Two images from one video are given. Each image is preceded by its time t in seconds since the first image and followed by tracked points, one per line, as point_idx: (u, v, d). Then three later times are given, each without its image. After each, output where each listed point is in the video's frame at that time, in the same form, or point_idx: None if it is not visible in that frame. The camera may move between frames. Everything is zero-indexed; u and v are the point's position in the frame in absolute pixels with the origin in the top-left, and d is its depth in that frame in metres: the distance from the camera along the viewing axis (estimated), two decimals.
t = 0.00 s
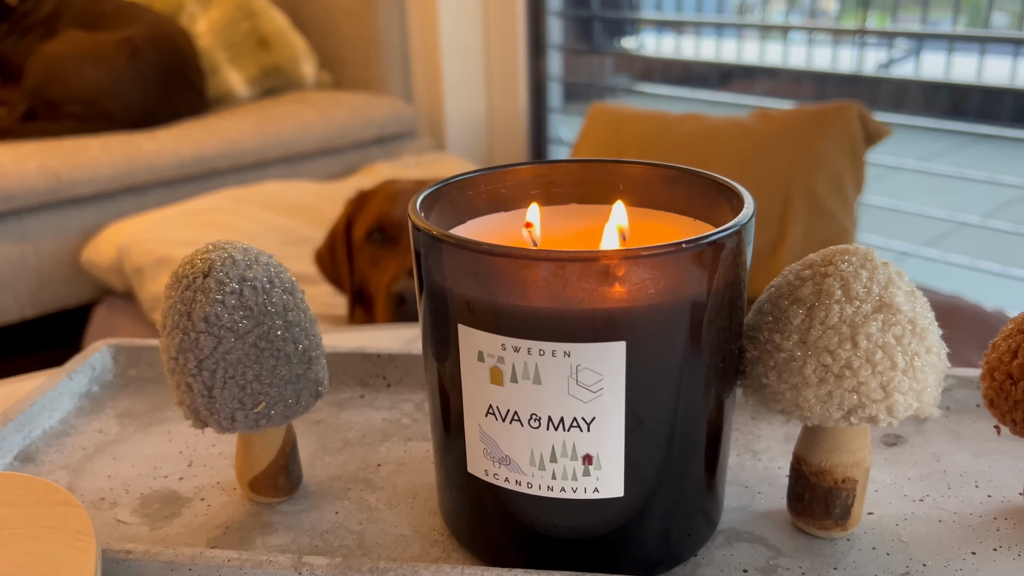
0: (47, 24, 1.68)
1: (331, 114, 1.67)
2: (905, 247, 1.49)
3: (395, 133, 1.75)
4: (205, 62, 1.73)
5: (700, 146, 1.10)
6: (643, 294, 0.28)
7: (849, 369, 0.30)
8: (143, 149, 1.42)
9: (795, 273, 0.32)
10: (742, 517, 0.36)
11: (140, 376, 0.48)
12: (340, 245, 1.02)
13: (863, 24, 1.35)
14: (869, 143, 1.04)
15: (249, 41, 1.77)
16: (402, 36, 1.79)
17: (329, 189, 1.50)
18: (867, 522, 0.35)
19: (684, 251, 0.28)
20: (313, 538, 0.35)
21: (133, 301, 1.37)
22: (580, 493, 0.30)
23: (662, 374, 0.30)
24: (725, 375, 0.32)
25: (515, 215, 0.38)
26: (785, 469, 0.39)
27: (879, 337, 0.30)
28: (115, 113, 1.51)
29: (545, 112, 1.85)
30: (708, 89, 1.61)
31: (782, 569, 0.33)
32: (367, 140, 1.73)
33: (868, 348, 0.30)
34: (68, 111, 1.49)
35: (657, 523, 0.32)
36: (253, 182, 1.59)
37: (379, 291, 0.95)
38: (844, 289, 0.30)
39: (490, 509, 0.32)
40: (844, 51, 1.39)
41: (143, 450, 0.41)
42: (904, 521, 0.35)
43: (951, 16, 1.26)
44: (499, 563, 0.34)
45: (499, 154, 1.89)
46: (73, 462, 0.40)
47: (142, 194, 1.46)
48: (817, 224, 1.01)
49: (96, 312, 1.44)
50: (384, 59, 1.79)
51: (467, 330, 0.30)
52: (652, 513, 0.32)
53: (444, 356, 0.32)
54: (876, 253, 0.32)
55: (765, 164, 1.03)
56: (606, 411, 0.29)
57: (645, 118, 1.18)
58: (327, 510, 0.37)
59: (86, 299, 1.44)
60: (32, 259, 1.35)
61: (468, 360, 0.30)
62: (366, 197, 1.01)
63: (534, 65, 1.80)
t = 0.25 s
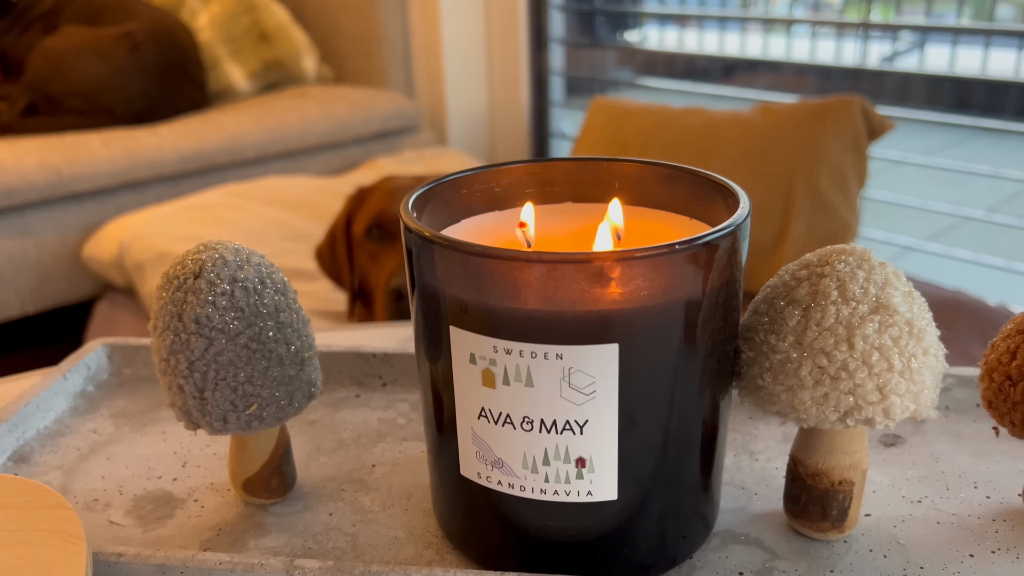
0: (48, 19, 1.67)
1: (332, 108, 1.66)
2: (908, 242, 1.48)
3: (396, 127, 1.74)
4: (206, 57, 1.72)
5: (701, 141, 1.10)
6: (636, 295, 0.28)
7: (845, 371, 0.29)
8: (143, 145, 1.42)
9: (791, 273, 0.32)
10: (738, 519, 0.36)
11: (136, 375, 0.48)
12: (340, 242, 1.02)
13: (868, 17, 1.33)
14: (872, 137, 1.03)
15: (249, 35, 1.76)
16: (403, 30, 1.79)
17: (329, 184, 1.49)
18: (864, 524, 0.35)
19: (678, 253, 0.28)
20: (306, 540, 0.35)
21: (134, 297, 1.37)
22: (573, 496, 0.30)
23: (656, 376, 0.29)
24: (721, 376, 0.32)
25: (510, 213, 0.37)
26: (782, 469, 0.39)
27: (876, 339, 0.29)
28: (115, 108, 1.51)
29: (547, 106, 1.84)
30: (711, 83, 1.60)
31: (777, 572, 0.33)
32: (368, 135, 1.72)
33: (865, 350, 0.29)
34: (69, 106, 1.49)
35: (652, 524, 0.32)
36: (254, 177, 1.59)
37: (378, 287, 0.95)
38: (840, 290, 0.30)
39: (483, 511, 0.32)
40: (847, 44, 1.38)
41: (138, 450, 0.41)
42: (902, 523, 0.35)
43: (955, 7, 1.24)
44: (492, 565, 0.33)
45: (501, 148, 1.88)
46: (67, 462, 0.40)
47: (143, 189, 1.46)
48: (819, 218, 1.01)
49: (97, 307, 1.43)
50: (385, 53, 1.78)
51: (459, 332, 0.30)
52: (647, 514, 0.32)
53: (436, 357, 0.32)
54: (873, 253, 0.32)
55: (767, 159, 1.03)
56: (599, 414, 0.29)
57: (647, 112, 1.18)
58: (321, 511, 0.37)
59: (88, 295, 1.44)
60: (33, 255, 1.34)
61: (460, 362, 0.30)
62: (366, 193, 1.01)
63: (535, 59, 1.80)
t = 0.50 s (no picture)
0: (54, 20, 1.68)
1: (336, 109, 1.67)
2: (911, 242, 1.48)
3: (401, 127, 1.75)
4: (211, 57, 1.73)
5: (704, 143, 1.10)
6: (633, 326, 0.29)
7: (836, 398, 0.30)
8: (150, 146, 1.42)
9: (785, 300, 0.33)
10: (734, 536, 0.37)
11: (145, 390, 0.49)
12: (344, 247, 1.03)
13: (874, 13, 1.33)
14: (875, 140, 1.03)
15: (255, 35, 1.77)
16: (407, 29, 1.79)
17: (334, 185, 1.50)
18: (857, 542, 0.36)
19: (673, 284, 0.28)
20: (312, 557, 0.36)
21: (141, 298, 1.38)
22: (572, 519, 0.31)
23: (652, 403, 0.30)
24: (716, 400, 0.33)
25: (511, 236, 0.38)
26: (778, 486, 0.40)
27: (867, 366, 0.30)
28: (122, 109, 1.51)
29: (551, 105, 1.84)
30: (715, 82, 1.60)
31: None
32: (373, 135, 1.73)
33: (856, 377, 0.30)
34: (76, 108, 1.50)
35: (649, 543, 0.33)
36: (259, 178, 1.59)
37: (380, 291, 0.96)
38: (833, 318, 0.31)
39: (484, 531, 0.33)
40: (852, 39, 1.37)
41: (147, 466, 0.42)
42: (894, 541, 0.36)
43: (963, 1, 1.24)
44: None
45: (505, 146, 1.88)
46: (78, 478, 0.41)
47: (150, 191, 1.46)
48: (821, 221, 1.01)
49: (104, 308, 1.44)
50: (389, 52, 1.79)
51: (460, 360, 0.30)
52: (644, 534, 0.33)
53: (438, 381, 0.32)
54: (865, 280, 0.32)
55: (769, 161, 1.03)
56: (596, 440, 0.29)
57: (650, 113, 1.18)
58: (326, 528, 0.38)
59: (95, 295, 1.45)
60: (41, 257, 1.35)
61: (461, 388, 0.31)
62: (369, 199, 1.02)
63: (539, 58, 1.80)
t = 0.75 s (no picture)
0: (56, 14, 1.68)
1: (338, 103, 1.66)
2: (914, 237, 1.48)
3: (402, 122, 1.74)
4: (214, 51, 1.72)
5: (706, 138, 1.09)
6: (622, 330, 0.29)
7: (827, 402, 0.30)
8: (151, 141, 1.42)
9: (776, 303, 0.32)
10: (726, 540, 0.36)
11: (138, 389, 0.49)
12: (344, 242, 1.03)
13: (879, 7, 1.33)
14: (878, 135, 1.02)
15: (257, 29, 1.76)
16: (410, 23, 1.78)
17: (336, 180, 1.50)
18: (849, 546, 0.36)
19: (662, 289, 0.28)
20: (302, 559, 0.36)
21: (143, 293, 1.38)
22: (560, 524, 0.31)
23: (641, 407, 0.30)
24: (706, 404, 0.33)
25: (502, 237, 0.38)
26: (771, 488, 0.40)
27: (858, 371, 0.30)
28: (124, 103, 1.51)
29: (554, 100, 1.83)
30: (719, 77, 1.59)
31: None
32: (375, 130, 1.73)
33: (847, 382, 0.30)
34: (78, 102, 1.49)
35: (639, 545, 0.33)
36: (261, 173, 1.59)
37: (379, 286, 0.96)
38: (824, 322, 0.30)
39: (473, 535, 0.33)
40: (857, 32, 1.37)
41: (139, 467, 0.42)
42: (887, 545, 0.36)
43: None
44: None
45: (507, 141, 1.87)
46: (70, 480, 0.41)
47: (151, 185, 1.46)
48: (823, 216, 1.00)
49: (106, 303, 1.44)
50: (392, 46, 1.78)
51: (448, 364, 0.30)
52: (634, 537, 0.32)
53: (427, 385, 0.32)
54: (857, 283, 0.32)
55: (772, 156, 1.02)
56: (584, 445, 0.29)
57: (652, 108, 1.17)
58: (317, 530, 0.38)
59: (97, 291, 1.45)
60: (43, 251, 1.35)
61: (449, 392, 0.31)
62: (369, 194, 1.02)
63: (542, 52, 1.79)
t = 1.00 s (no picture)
0: (55, 6, 1.66)
1: (339, 96, 1.65)
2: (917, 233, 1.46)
3: (403, 115, 1.73)
4: (214, 44, 1.71)
5: (710, 133, 1.08)
6: (618, 339, 0.27)
7: (832, 414, 0.29)
8: (150, 134, 1.41)
9: (779, 310, 0.31)
10: (726, 552, 0.35)
11: (127, 390, 0.48)
12: (343, 237, 1.02)
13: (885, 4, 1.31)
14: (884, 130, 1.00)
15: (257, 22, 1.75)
16: (411, 15, 1.77)
17: (336, 174, 1.48)
18: (853, 559, 0.34)
19: (660, 296, 0.27)
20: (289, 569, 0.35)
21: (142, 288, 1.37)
22: (554, 538, 0.30)
23: (637, 418, 0.29)
24: (706, 413, 0.31)
25: (497, 239, 0.37)
26: (773, 497, 0.38)
27: (864, 381, 0.29)
28: (122, 97, 1.50)
29: (556, 94, 1.81)
30: (722, 71, 1.58)
31: None
32: (376, 123, 1.71)
33: (852, 393, 0.29)
34: (77, 96, 1.48)
35: (636, 559, 0.32)
36: (261, 167, 1.58)
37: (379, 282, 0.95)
38: (828, 330, 0.29)
39: (465, 547, 0.32)
40: (862, 26, 1.35)
41: (126, 471, 0.41)
42: (892, 559, 0.34)
43: None
44: None
45: (509, 135, 1.86)
46: (54, 483, 0.40)
47: (150, 179, 1.45)
48: (825, 214, 0.99)
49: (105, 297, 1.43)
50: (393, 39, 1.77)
51: (438, 373, 0.29)
52: (630, 550, 0.31)
53: (417, 393, 0.31)
54: (863, 290, 0.31)
55: (775, 152, 1.01)
56: (579, 458, 0.28)
57: (654, 102, 1.16)
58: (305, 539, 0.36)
59: (95, 285, 1.44)
60: (41, 245, 1.34)
61: (439, 402, 0.29)
62: (367, 187, 1.00)
63: (545, 45, 1.77)
